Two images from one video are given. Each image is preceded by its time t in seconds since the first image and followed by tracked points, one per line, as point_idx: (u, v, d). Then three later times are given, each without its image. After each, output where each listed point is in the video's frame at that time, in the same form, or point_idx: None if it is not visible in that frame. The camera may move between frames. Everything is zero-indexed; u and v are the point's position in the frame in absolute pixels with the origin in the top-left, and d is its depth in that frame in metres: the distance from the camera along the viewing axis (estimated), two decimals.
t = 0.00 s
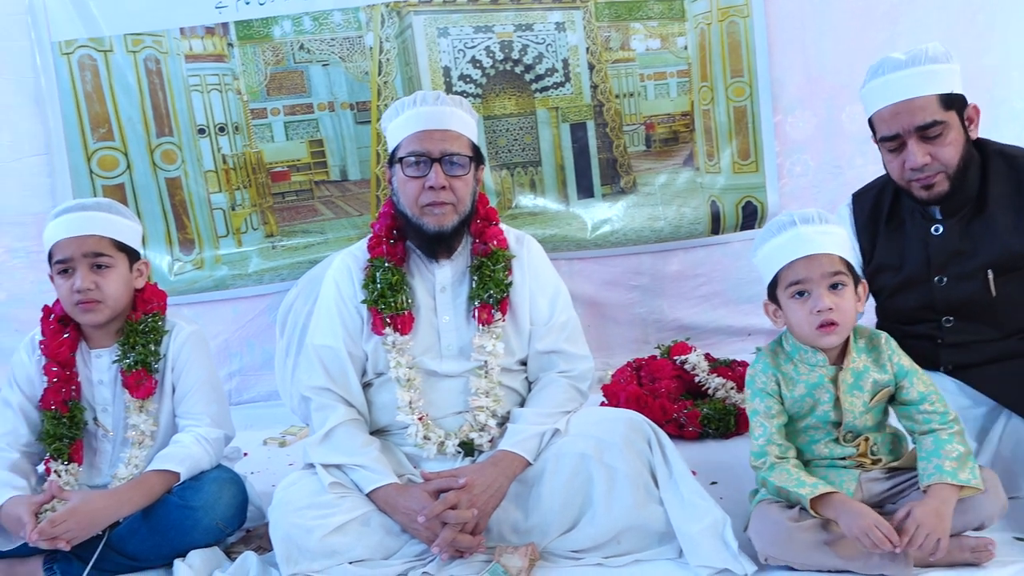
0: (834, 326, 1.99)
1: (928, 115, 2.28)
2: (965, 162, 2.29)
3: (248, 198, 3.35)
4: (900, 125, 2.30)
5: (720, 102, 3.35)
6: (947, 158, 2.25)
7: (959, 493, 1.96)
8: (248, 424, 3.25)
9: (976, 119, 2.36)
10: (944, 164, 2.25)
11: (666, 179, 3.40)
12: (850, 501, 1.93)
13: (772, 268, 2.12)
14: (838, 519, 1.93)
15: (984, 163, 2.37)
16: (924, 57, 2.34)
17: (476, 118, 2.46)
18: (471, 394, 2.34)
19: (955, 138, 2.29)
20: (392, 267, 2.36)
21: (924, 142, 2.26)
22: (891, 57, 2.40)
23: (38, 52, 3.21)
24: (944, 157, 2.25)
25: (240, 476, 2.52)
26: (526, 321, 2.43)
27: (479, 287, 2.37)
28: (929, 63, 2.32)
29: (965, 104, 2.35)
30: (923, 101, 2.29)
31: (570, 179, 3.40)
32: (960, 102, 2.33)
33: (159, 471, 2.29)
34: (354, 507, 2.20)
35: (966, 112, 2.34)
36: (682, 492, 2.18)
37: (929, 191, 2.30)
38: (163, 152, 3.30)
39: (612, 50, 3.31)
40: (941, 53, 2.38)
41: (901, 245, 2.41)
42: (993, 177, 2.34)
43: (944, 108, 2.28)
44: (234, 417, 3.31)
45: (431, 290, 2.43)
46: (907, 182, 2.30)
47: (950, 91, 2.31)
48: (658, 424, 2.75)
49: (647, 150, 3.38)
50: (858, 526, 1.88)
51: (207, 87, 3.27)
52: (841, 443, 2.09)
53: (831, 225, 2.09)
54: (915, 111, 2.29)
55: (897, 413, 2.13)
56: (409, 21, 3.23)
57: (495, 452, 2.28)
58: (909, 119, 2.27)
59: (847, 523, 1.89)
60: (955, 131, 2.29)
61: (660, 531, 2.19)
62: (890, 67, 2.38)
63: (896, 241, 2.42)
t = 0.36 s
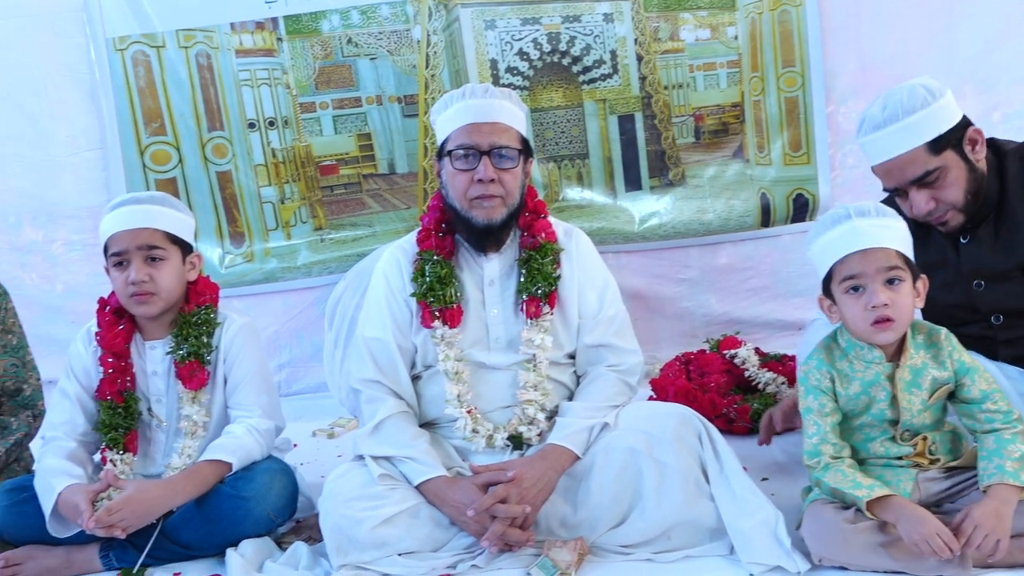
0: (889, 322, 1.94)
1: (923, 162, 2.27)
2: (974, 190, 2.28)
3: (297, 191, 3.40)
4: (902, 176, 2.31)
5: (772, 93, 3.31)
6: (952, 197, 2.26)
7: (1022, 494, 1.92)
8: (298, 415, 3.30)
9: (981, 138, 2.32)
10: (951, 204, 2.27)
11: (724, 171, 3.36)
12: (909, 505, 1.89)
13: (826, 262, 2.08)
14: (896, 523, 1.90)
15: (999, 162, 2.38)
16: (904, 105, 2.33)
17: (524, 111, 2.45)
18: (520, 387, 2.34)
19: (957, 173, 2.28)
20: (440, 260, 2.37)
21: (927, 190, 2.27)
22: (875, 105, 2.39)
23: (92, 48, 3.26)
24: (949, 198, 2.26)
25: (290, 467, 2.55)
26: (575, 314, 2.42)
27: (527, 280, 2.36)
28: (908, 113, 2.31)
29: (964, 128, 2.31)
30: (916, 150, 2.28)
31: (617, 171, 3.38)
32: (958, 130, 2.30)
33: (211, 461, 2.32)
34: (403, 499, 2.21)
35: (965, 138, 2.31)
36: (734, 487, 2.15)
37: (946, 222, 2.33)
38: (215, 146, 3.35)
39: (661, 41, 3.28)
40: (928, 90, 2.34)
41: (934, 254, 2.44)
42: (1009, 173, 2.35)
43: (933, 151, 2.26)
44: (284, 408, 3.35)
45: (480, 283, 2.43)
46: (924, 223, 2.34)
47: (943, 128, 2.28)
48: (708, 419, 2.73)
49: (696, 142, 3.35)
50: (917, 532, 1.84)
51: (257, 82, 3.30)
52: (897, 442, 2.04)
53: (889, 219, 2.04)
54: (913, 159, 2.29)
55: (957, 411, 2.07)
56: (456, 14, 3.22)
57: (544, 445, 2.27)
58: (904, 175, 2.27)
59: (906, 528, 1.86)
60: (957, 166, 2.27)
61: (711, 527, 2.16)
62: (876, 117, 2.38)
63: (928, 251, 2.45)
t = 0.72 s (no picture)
0: (952, 319, 1.91)
1: (888, 192, 2.28)
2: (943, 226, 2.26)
3: (344, 183, 3.42)
4: (867, 200, 2.33)
5: (824, 85, 3.25)
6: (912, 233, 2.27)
7: None
8: (343, 406, 3.32)
9: (965, 172, 2.25)
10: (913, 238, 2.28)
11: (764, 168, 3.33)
12: (965, 508, 1.85)
13: (888, 256, 2.03)
14: (950, 525, 1.85)
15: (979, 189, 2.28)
16: (879, 128, 2.30)
17: (573, 104, 2.44)
18: (565, 381, 2.34)
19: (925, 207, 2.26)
20: (487, 253, 2.37)
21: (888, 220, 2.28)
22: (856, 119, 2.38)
23: (144, 41, 3.30)
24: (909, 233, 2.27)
25: (336, 458, 2.57)
26: (621, 308, 2.41)
27: (574, 274, 2.35)
28: (881, 137, 2.29)
29: (945, 161, 2.26)
30: (883, 178, 2.28)
31: (664, 165, 3.36)
32: (935, 163, 2.26)
33: (260, 450, 2.35)
34: (449, 492, 2.21)
35: (945, 171, 2.26)
36: (783, 485, 2.12)
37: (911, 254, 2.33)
38: (264, 139, 3.39)
39: (710, 33, 3.25)
40: (910, 114, 2.29)
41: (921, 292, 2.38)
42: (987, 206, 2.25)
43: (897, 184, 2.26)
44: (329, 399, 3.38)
45: (526, 277, 2.43)
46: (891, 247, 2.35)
47: (917, 159, 2.25)
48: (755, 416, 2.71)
49: (745, 135, 3.31)
50: (971, 535, 1.79)
51: (306, 75, 3.34)
52: (954, 443, 2.00)
53: (955, 214, 1.99)
54: (879, 186, 2.29)
55: (1017, 413, 2.02)
56: (503, 7, 3.23)
57: (590, 441, 2.27)
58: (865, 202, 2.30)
59: (960, 531, 1.81)
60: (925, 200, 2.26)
61: (760, 525, 2.13)
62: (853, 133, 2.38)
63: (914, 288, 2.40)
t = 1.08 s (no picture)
0: (1015, 314, 1.87)
1: (881, 152, 2.14)
2: (941, 191, 2.11)
3: (391, 177, 3.45)
4: (859, 161, 2.19)
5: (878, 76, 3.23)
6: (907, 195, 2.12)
7: None
8: (389, 399, 3.36)
9: (963, 133, 2.12)
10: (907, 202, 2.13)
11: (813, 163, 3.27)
12: None
13: (947, 251, 1.99)
14: (1010, 527, 1.80)
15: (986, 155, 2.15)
16: (871, 84, 2.18)
17: (622, 97, 2.43)
18: (613, 376, 2.33)
19: (920, 169, 2.11)
20: (535, 247, 2.37)
21: (882, 182, 2.14)
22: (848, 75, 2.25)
23: (195, 37, 3.36)
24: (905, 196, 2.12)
25: (384, 450, 2.59)
26: (670, 303, 2.39)
27: (622, 267, 2.34)
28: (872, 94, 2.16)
29: (941, 120, 2.13)
30: (876, 137, 2.15)
31: (711, 159, 3.33)
32: (931, 121, 2.12)
33: (309, 441, 2.38)
34: (496, 485, 2.22)
35: (942, 131, 2.12)
36: (834, 482, 2.09)
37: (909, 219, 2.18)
38: (312, 133, 3.43)
39: (760, 26, 3.21)
40: (904, 70, 2.17)
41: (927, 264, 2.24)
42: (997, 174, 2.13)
43: (891, 143, 2.12)
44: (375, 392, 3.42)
45: (574, 271, 2.42)
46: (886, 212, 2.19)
47: (911, 118, 2.12)
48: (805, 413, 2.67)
49: (795, 129, 3.27)
50: None
51: (354, 70, 3.36)
52: (1013, 442, 1.96)
53: (1018, 207, 1.94)
54: (871, 146, 2.16)
55: None
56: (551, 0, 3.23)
57: (638, 435, 2.26)
58: (856, 162, 2.16)
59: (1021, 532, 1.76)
60: (921, 162, 2.11)
61: (811, 523, 2.10)
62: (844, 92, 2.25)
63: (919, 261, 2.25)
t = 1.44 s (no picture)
0: None
1: (921, 176, 2.00)
2: (993, 203, 1.95)
3: (453, 172, 3.49)
4: (902, 185, 2.05)
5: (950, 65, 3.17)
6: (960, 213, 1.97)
7: None
8: (452, 393, 3.39)
9: (1007, 138, 1.94)
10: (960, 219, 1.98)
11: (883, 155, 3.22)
12: None
13: None
14: None
15: None
16: (897, 111, 2.02)
17: (687, 89, 2.40)
18: (677, 370, 2.32)
19: (967, 185, 1.96)
20: (598, 241, 2.37)
21: (930, 203, 2.01)
22: (870, 100, 2.09)
23: (262, 35, 3.43)
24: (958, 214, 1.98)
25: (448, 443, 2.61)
26: (735, 297, 2.36)
27: (686, 261, 2.32)
28: (899, 121, 2.01)
29: (980, 131, 1.96)
30: (912, 162, 2.00)
31: (777, 152, 3.30)
32: (969, 134, 1.95)
33: (375, 432, 2.41)
34: (560, 478, 2.22)
35: (982, 141, 1.95)
36: (906, 480, 2.04)
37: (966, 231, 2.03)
38: (376, 129, 3.48)
39: (827, 16, 3.17)
40: (930, 89, 2.00)
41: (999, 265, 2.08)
42: None
43: (930, 166, 1.97)
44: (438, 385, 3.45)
45: (638, 265, 2.41)
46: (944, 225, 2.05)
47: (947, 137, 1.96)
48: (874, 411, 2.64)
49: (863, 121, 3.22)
50: None
51: (417, 65, 3.40)
52: None
53: None
54: (910, 171, 2.01)
55: None
56: None
57: (703, 430, 2.24)
58: (897, 190, 2.02)
59: None
60: (966, 178, 1.95)
61: (882, 522, 2.06)
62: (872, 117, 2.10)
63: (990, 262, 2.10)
